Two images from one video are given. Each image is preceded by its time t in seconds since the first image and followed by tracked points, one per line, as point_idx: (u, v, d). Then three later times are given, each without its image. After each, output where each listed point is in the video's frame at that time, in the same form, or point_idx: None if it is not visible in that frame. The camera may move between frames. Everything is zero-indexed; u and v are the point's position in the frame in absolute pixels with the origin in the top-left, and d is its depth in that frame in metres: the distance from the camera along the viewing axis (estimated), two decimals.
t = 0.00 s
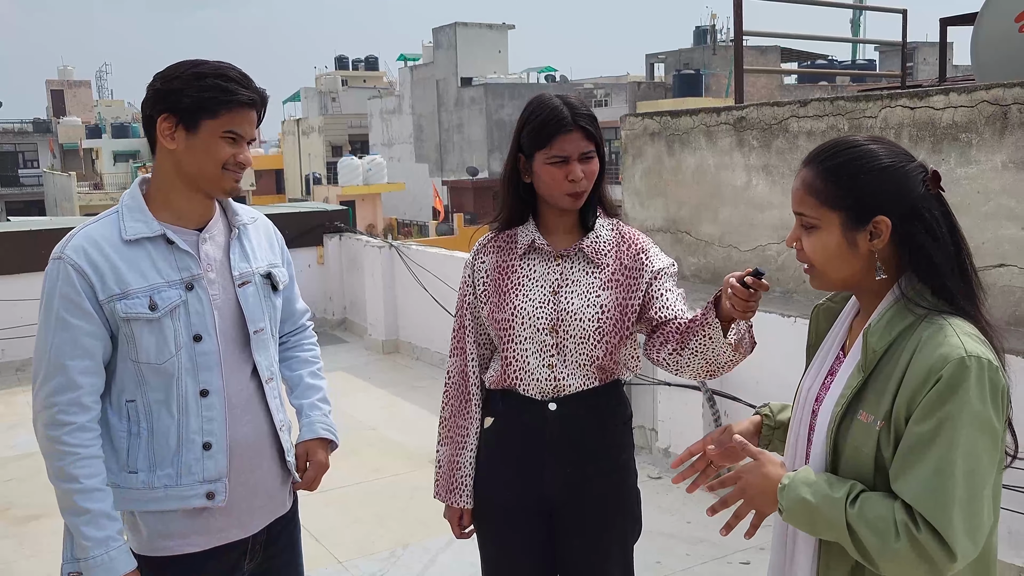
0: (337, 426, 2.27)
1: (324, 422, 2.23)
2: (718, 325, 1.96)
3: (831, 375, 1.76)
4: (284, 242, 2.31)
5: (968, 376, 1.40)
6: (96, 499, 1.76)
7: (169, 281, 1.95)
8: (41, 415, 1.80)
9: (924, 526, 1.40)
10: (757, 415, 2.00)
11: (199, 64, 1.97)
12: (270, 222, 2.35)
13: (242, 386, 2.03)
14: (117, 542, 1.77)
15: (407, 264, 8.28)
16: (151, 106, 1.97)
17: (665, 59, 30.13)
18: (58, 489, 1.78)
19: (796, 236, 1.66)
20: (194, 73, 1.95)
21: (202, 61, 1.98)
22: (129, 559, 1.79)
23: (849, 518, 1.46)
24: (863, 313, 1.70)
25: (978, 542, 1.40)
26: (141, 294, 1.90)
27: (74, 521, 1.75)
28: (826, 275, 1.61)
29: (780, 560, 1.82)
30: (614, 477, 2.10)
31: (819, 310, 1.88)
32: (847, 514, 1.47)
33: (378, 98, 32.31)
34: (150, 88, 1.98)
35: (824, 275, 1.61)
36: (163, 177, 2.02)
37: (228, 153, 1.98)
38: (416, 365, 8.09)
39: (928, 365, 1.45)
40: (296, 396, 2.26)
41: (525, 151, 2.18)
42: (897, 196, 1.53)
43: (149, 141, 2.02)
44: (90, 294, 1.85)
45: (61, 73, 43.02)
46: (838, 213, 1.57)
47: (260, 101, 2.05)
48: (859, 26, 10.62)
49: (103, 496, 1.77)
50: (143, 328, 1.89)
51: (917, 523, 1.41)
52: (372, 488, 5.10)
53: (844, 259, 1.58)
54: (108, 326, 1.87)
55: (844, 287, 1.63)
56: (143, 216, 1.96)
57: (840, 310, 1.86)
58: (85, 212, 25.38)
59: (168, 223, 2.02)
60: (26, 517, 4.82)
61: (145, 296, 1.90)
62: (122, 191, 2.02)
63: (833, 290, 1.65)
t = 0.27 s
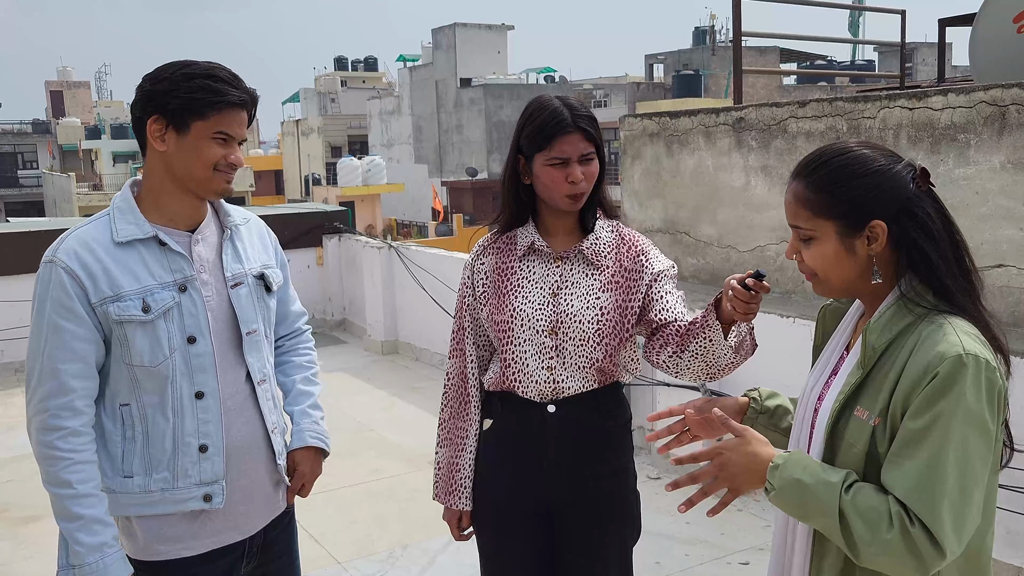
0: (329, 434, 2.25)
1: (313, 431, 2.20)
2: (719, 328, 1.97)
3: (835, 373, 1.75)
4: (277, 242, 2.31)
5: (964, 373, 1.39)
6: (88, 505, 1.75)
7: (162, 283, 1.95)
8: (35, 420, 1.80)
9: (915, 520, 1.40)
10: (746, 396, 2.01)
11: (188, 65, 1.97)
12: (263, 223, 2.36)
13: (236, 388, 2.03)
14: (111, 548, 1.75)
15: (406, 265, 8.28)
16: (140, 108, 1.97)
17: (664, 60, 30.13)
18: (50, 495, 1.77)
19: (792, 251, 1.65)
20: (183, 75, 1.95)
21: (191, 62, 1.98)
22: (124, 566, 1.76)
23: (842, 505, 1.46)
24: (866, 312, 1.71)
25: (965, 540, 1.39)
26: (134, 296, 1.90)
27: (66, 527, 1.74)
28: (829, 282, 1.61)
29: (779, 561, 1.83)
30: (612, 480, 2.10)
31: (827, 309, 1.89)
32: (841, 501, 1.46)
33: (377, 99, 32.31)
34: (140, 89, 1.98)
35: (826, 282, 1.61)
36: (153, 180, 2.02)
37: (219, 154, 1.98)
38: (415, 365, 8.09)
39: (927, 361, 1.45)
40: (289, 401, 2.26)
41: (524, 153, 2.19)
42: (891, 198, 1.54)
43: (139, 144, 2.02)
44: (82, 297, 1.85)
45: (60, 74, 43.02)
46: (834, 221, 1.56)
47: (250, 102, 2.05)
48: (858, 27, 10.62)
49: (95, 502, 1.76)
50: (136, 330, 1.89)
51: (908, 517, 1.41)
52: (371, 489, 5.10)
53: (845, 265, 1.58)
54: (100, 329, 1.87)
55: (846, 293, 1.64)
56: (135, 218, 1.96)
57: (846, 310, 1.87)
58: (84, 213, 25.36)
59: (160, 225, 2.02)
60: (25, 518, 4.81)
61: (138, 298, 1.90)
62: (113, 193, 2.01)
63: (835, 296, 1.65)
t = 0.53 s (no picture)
0: (321, 428, 2.26)
1: (308, 426, 2.21)
2: (719, 331, 1.97)
3: (834, 375, 1.76)
4: (269, 241, 2.32)
5: (967, 371, 1.40)
6: (98, 506, 1.77)
7: (157, 284, 1.94)
8: (34, 425, 1.80)
9: (912, 512, 1.40)
10: (749, 400, 1.98)
11: (176, 67, 1.97)
12: (255, 224, 2.36)
13: (233, 389, 2.03)
14: (125, 547, 1.77)
15: (405, 266, 8.29)
16: (129, 110, 1.97)
17: (663, 61, 30.14)
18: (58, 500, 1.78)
19: (796, 254, 1.65)
20: (173, 76, 1.95)
21: (180, 63, 1.98)
22: (139, 564, 1.78)
23: (840, 494, 1.46)
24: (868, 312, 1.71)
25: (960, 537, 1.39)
26: (129, 299, 1.89)
27: (78, 529, 1.76)
28: (833, 285, 1.61)
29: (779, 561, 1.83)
30: (611, 482, 2.11)
31: (827, 311, 1.89)
32: (840, 489, 1.47)
33: (376, 100, 32.31)
34: (129, 91, 1.98)
35: (830, 285, 1.62)
36: (143, 182, 2.02)
37: (210, 156, 1.99)
38: (414, 366, 8.09)
39: (931, 359, 1.45)
40: (283, 397, 2.26)
41: (524, 154, 2.19)
42: (892, 198, 1.54)
43: (130, 147, 2.02)
44: (77, 300, 1.84)
45: (59, 74, 43.00)
46: (835, 224, 1.56)
47: (240, 102, 2.05)
48: (857, 27, 10.62)
49: (104, 503, 1.78)
50: (132, 332, 1.89)
51: (905, 510, 1.41)
52: (370, 490, 5.10)
53: (851, 267, 1.58)
54: (96, 332, 1.86)
55: (851, 295, 1.64)
56: (128, 221, 1.96)
57: (846, 311, 1.87)
58: (84, 214, 25.34)
59: (153, 227, 2.03)
60: (24, 519, 4.81)
61: (133, 301, 1.90)
62: (105, 197, 2.02)
63: (839, 298, 1.66)
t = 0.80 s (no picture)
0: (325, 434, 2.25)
1: (311, 430, 2.20)
2: (721, 329, 1.98)
3: (835, 376, 1.76)
4: (268, 242, 2.31)
5: (979, 375, 1.40)
6: (99, 509, 1.77)
7: (158, 285, 1.94)
8: (35, 428, 1.79)
9: (926, 518, 1.40)
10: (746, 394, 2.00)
11: (173, 68, 1.96)
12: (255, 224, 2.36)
13: (233, 390, 2.03)
14: (125, 550, 1.77)
15: (405, 266, 8.29)
16: (127, 111, 1.97)
17: (663, 61, 30.13)
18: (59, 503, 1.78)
19: (800, 257, 1.64)
20: (170, 77, 1.94)
21: (177, 64, 1.97)
22: (139, 567, 1.78)
23: (854, 498, 1.46)
24: (871, 313, 1.71)
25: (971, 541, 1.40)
26: (129, 300, 1.89)
27: (79, 532, 1.75)
28: (839, 288, 1.61)
29: (781, 560, 1.83)
30: (611, 483, 2.11)
31: (824, 313, 1.89)
32: (853, 494, 1.46)
33: (376, 100, 32.30)
34: (127, 92, 1.98)
35: (833, 288, 1.61)
36: (142, 183, 2.02)
37: (208, 157, 1.98)
38: (414, 367, 8.09)
39: (942, 362, 1.45)
40: (287, 401, 2.25)
41: (524, 155, 2.19)
42: (896, 199, 1.54)
43: (128, 149, 2.02)
44: (78, 301, 1.84)
45: (59, 74, 42.99)
46: (844, 226, 1.55)
47: (238, 102, 2.04)
48: (857, 27, 10.63)
49: (105, 506, 1.78)
50: (132, 333, 1.88)
51: (919, 515, 1.41)
52: (370, 490, 5.10)
53: (858, 270, 1.58)
54: (96, 333, 1.86)
55: (855, 297, 1.64)
56: (128, 222, 1.96)
57: (843, 313, 1.87)
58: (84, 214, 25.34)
59: (153, 228, 2.03)
60: (23, 521, 4.81)
61: (134, 302, 1.90)
62: (104, 198, 2.02)
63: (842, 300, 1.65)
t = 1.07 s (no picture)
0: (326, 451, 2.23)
1: (313, 448, 2.18)
2: (723, 328, 1.98)
3: (840, 375, 1.75)
4: (271, 244, 2.30)
5: (966, 373, 1.39)
6: (97, 506, 1.76)
7: (160, 283, 1.94)
8: (34, 424, 1.79)
9: (895, 508, 1.39)
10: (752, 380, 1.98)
11: (179, 67, 1.96)
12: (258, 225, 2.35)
13: (233, 390, 2.02)
14: (122, 549, 1.77)
15: (405, 265, 8.28)
16: (133, 110, 1.96)
17: (664, 60, 30.10)
18: (57, 499, 1.77)
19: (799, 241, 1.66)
20: (175, 76, 1.94)
21: (182, 63, 1.97)
22: (135, 566, 1.78)
23: (825, 482, 1.45)
24: (874, 312, 1.69)
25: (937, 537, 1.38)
26: (132, 296, 1.89)
27: (76, 528, 1.75)
28: (829, 281, 1.62)
29: (781, 560, 1.82)
30: (612, 483, 2.10)
31: (831, 311, 1.88)
32: (825, 478, 1.46)
33: (377, 100, 32.30)
34: (134, 90, 1.98)
35: (824, 280, 1.63)
36: (146, 182, 2.01)
37: (212, 156, 1.97)
38: (415, 366, 8.09)
39: (931, 362, 1.44)
40: (288, 418, 2.24)
41: (522, 154, 2.17)
42: (896, 204, 1.51)
43: (134, 148, 2.02)
44: (79, 297, 1.84)
45: (60, 74, 43.01)
46: (834, 226, 1.56)
47: (243, 101, 2.04)
48: (858, 27, 10.61)
49: (103, 503, 1.77)
50: (134, 330, 1.88)
51: (887, 505, 1.40)
52: (370, 490, 5.10)
53: (842, 268, 1.59)
54: (98, 329, 1.86)
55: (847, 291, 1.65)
56: (132, 219, 1.95)
57: (851, 311, 1.86)
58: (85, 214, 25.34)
59: (156, 226, 2.02)
60: (23, 521, 4.81)
61: (136, 298, 1.89)
62: (109, 195, 2.01)
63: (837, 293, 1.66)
